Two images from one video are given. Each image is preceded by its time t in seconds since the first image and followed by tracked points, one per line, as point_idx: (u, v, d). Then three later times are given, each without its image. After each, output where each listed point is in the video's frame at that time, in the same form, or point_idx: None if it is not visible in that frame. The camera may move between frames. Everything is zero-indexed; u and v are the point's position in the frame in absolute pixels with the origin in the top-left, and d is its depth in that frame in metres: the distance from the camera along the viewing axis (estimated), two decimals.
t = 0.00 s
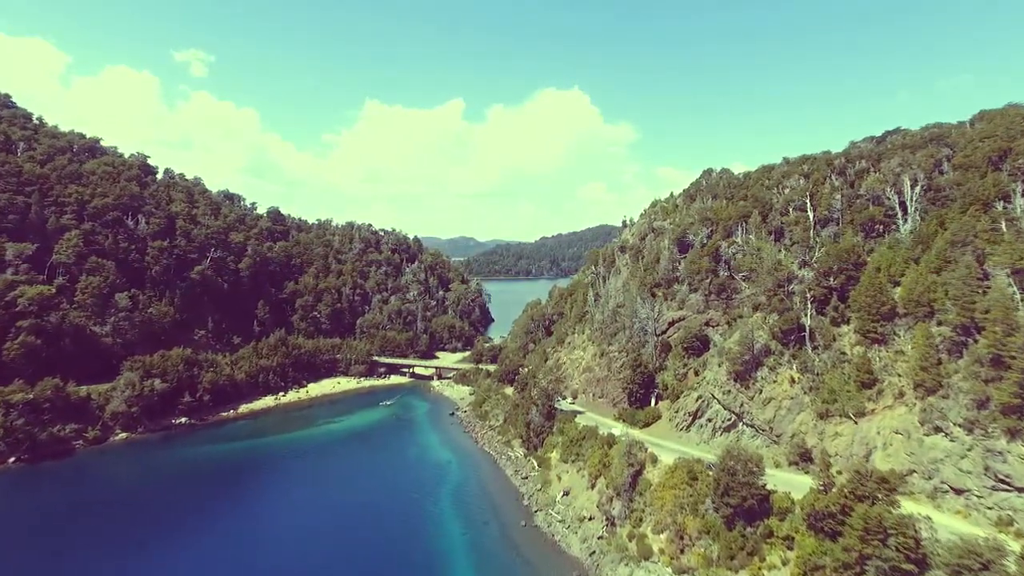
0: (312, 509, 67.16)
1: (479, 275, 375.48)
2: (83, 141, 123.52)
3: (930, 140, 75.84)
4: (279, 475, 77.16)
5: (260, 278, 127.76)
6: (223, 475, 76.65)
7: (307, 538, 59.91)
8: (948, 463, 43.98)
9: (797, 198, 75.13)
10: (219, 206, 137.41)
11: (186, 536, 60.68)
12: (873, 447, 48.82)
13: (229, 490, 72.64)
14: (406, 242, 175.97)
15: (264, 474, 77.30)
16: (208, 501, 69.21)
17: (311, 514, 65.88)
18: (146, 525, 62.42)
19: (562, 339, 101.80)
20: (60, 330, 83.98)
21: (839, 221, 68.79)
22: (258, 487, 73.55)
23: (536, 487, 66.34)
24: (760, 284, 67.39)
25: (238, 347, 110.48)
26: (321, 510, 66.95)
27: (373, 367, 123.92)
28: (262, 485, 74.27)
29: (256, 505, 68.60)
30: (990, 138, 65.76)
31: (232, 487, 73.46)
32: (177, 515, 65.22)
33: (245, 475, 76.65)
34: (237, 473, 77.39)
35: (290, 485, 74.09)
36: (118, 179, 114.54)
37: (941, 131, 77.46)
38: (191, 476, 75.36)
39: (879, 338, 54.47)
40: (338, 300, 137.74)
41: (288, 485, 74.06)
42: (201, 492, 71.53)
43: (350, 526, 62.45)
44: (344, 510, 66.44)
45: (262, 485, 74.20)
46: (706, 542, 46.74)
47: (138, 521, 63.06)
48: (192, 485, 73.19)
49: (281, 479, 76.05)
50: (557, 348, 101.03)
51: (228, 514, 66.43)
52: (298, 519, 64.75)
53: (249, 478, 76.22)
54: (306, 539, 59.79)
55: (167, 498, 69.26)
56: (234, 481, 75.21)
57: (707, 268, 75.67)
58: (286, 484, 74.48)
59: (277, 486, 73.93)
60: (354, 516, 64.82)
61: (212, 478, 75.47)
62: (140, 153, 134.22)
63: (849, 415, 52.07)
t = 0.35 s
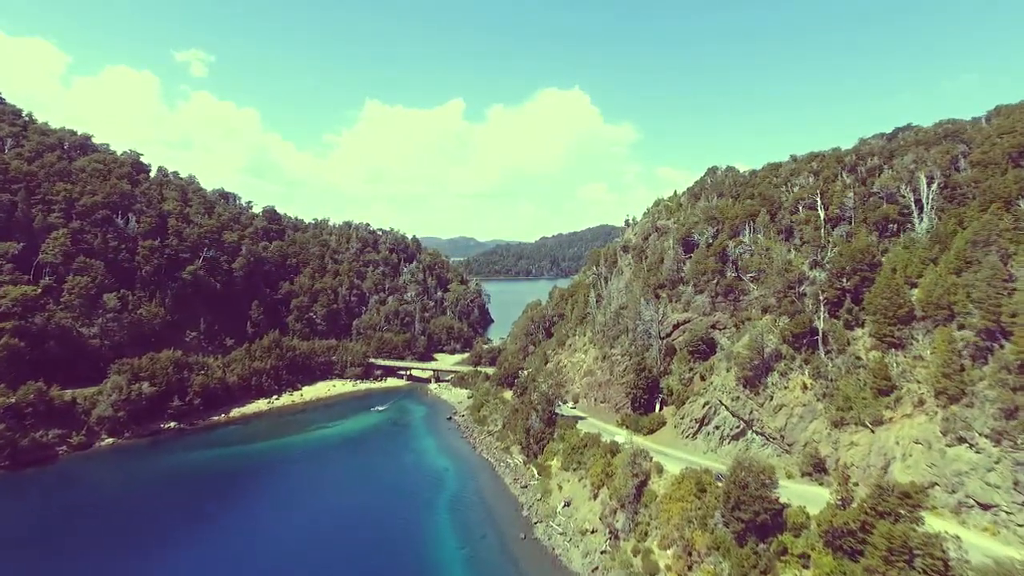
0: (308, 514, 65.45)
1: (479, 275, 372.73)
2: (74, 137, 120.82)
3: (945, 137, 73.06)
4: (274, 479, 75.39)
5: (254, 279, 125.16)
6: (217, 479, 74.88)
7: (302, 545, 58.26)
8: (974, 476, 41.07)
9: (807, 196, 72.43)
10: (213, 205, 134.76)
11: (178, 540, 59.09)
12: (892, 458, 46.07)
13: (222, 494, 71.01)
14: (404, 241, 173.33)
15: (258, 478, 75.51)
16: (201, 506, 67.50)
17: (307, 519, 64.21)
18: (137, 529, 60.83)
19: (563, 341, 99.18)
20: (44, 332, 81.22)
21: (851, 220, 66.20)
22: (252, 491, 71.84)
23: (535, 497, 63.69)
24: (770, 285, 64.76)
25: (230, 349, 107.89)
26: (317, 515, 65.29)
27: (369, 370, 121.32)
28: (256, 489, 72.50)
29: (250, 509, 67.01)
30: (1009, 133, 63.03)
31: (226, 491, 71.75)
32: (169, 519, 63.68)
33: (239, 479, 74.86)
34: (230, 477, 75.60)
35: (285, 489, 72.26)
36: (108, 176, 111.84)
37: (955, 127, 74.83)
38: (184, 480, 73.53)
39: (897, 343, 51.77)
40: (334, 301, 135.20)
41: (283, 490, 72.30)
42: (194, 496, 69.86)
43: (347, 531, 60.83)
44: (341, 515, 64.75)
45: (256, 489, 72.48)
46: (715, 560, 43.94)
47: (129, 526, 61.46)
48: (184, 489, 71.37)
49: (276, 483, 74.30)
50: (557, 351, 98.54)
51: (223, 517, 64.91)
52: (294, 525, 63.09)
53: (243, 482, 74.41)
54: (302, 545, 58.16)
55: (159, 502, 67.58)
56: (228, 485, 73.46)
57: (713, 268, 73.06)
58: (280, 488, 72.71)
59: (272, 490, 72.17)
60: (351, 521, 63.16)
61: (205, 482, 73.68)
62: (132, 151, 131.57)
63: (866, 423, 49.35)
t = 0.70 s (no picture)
0: (301, 524, 63.07)
1: (478, 275, 370.74)
2: (65, 134, 118.51)
3: (961, 133, 70.50)
4: (267, 487, 73.01)
5: (249, 279, 122.84)
6: (207, 486, 72.49)
7: (294, 556, 55.91)
8: (1004, 491, 38.10)
9: (817, 194, 69.99)
10: (207, 204, 132.47)
11: (164, 551, 56.64)
12: (913, 470, 43.43)
13: (216, 500, 69.14)
14: (403, 241, 171.02)
15: (250, 486, 73.15)
16: (191, 514, 65.12)
17: (300, 529, 61.85)
18: (123, 539, 58.53)
19: (565, 343, 96.82)
20: (29, 334, 78.75)
21: (864, 219, 63.69)
22: (246, 497, 69.98)
23: (536, 507, 61.23)
24: (779, 286, 62.37)
25: (224, 351, 105.56)
26: (310, 525, 62.91)
27: (366, 372, 118.96)
28: (248, 496, 70.13)
29: (241, 518, 64.59)
30: None
31: (217, 498, 69.37)
32: (157, 528, 61.32)
33: (230, 486, 72.45)
34: (221, 484, 73.21)
35: (277, 498, 69.83)
36: (99, 174, 109.52)
37: (971, 123, 72.22)
38: (173, 488, 71.16)
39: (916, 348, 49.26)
40: (331, 302, 132.94)
41: (276, 498, 69.88)
42: (183, 503, 67.51)
43: (341, 543, 58.44)
44: (335, 526, 62.39)
45: (248, 497, 70.10)
46: None
47: (115, 535, 59.11)
48: (173, 497, 68.97)
49: (271, 488, 72.43)
50: (558, 353, 96.14)
51: (212, 527, 62.51)
52: (286, 535, 60.72)
53: (235, 490, 72.00)
54: (293, 557, 55.76)
55: (147, 510, 65.26)
56: (218, 492, 71.07)
57: (720, 268, 70.56)
58: (273, 496, 70.27)
59: (268, 495, 70.70)
60: (345, 533, 60.73)
61: (195, 489, 71.30)
62: (125, 148, 129.25)
63: (884, 432, 46.80)
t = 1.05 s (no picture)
0: (292, 534, 60.50)
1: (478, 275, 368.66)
2: (56, 132, 116.15)
3: (977, 127, 67.99)
4: (259, 494, 70.57)
5: (243, 280, 120.54)
6: (197, 493, 70.05)
7: (284, 565, 53.69)
8: None
9: (827, 191, 67.60)
10: (202, 203, 130.14)
11: (152, 558, 54.65)
12: (936, 481, 40.94)
13: (212, 502, 68.00)
14: (402, 241, 168.71)
15: (242, 493, 70.69)
16: (178, 522, 62.71)
17: (291, 539, 59.32)
18: (105, 548, 56.07)
19: (566, 345, 94.56)
20: (15, 336, 76.56)
21: (878, 217, 61.30)
22: (244, 500, 68.83)
23: (538, 516, 58.95)
24: (790, 287, 60.06)
25: (217, 354, 103.32)
26: (302, 534, 60.38)
27: (363, 374, 116.72)
28: (245, 499, 68.97)
29: (231, 525, 62.20)
30: None
31: (211, 502, 67.86)
32: (142, 537, 58.97)
33: (225, 490, 70.93)
34: (219, 487, 72.03)
35: (269, 505, 67.37)
36: (91, 173, 107.21)
37: (987, 117, 69.69)
38: (162, 495, 68.78)
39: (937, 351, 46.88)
40: (328, 302, 130.68)
41: (273, 501, 68.71)
42: (180, 506, 66.45)
43: (333, 553, 55.85)
44: (327, 535, 59.85)
45: (239, 504, 67.64)
46: None
47: (98, 544, 56.79)
48: (161, 504, 66.57)
49: (269, 491, 71.27)
50: (560, 355, 93.82)
51: (200, 535, 60.07)
52: (277, 543, 58.42)
53: (230, 494, 70.46)
54: (286, 565, 53.73)
55: (136, 516, 63.33)
56: (213, 496, 69.55)
57: (728, 268, 68.19)
58: (264, 504, 67.80)
59: (266, 498, 69.53)
60: (338, 542, 58.22)
61: (189, 493, 69.76)
62: (119, 147, 127.05)
63: (903, 440, 44.40)
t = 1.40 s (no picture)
0: (283, 543, 58.25)
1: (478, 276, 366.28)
2: (48, 129, 113.95)
3: (992, 122, 65.74)
4: (251, 501, 68.32)
5: (238, 280, 118.53)
6: (189, 498, 68.15)
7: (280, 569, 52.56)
8: None
9: (837, 188, 65.48)
10: (197, 202, 128.03)
11: (145, 563, 53.55)
12: (959, 492, 38.65)
13: (208, 505, 66.85)
14: (400, 241, 166.54)
15: (233, 499, 68.45)
16: (165, 530, 60.37)
17: (281, 548, 57.01)
18: (86, 557, 53.71)
19: (567, 347, 92.46)
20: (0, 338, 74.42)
21: (891, 214, 59.19)
22: (240, 503, 67.65)
23: (538, 525, 56.80)
24: (800, 287, 57.95)
25: (210, 355, 101.30)
26: (293, 544, 58.04)
27: (360, 376, 114.65)
28: (241, 502, 67.79)
29: (224, 531, 60.64)
30: None
31: (207, 505, 66.72)
32: (126, 546, 56.54)
33: (221, 493, 69.77)
34: (215, 489, 70.86)
35: (260, 512, 65.10)
36: (82, 171, 105.04)
37: (1002, 111, 67.51)
38: (150, 501, 66.54)
39: (956, 355, 44.66)
40: (325, 303, 128.63)
41: (270, 503, 67.56)
42: (175, 509, 65.36)
43: (324, 564, 53.51)
44: (320, 544, 57.59)
45: (230, 511, 65.32)
46: None
47: (79, 553, 54.40)
48: (156, 507, 65.47)
49: (266, 493, 70.07)
50: (561, 357, 91.72)
51: (187, 544, 57.70)
52: (271, 549, 56.92)
53: (226, 496, 69.27)
54: (281, 570, 52.64)
55: (131, 518, 62.25)
56: (209, 498, 68.40)
57: (735, 268, 66.09)
58: (256, 511, 65.53)
59: (263, 500, 68.38)
60: (330, 552, 55.86)
61: (184, 496, 68.62)
62: (112, 145, 124.93)
63: (923, 448, 42.12)
